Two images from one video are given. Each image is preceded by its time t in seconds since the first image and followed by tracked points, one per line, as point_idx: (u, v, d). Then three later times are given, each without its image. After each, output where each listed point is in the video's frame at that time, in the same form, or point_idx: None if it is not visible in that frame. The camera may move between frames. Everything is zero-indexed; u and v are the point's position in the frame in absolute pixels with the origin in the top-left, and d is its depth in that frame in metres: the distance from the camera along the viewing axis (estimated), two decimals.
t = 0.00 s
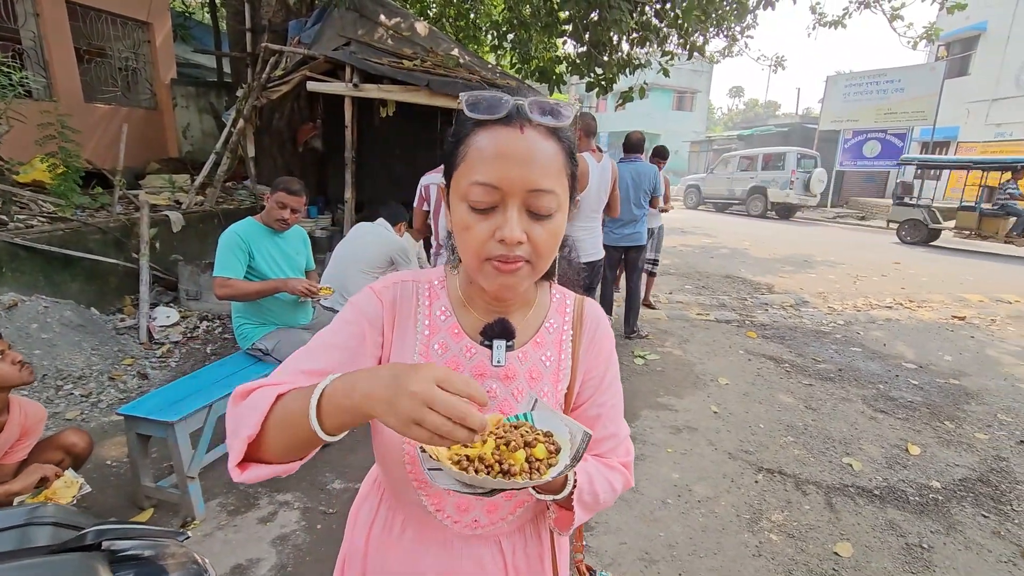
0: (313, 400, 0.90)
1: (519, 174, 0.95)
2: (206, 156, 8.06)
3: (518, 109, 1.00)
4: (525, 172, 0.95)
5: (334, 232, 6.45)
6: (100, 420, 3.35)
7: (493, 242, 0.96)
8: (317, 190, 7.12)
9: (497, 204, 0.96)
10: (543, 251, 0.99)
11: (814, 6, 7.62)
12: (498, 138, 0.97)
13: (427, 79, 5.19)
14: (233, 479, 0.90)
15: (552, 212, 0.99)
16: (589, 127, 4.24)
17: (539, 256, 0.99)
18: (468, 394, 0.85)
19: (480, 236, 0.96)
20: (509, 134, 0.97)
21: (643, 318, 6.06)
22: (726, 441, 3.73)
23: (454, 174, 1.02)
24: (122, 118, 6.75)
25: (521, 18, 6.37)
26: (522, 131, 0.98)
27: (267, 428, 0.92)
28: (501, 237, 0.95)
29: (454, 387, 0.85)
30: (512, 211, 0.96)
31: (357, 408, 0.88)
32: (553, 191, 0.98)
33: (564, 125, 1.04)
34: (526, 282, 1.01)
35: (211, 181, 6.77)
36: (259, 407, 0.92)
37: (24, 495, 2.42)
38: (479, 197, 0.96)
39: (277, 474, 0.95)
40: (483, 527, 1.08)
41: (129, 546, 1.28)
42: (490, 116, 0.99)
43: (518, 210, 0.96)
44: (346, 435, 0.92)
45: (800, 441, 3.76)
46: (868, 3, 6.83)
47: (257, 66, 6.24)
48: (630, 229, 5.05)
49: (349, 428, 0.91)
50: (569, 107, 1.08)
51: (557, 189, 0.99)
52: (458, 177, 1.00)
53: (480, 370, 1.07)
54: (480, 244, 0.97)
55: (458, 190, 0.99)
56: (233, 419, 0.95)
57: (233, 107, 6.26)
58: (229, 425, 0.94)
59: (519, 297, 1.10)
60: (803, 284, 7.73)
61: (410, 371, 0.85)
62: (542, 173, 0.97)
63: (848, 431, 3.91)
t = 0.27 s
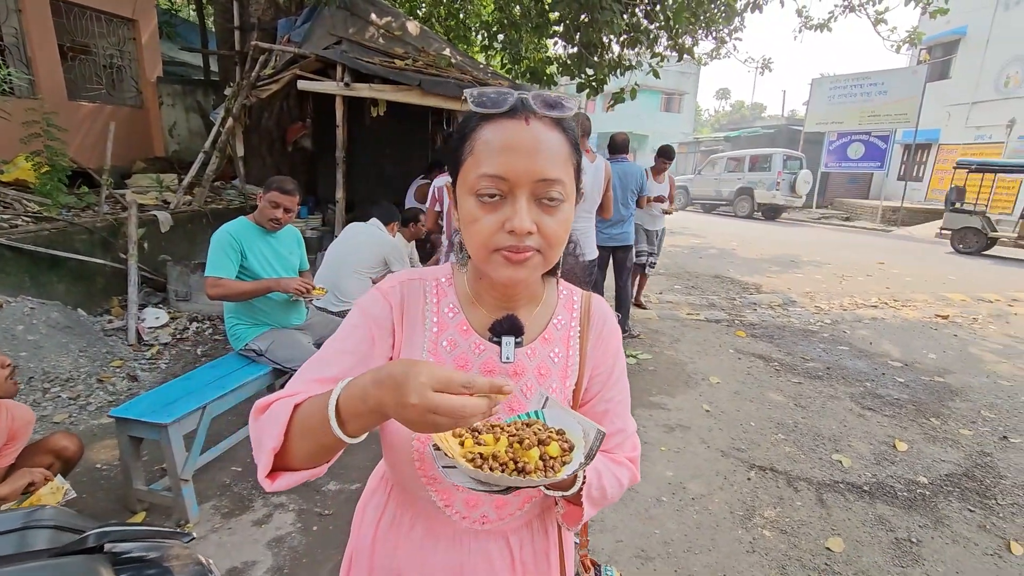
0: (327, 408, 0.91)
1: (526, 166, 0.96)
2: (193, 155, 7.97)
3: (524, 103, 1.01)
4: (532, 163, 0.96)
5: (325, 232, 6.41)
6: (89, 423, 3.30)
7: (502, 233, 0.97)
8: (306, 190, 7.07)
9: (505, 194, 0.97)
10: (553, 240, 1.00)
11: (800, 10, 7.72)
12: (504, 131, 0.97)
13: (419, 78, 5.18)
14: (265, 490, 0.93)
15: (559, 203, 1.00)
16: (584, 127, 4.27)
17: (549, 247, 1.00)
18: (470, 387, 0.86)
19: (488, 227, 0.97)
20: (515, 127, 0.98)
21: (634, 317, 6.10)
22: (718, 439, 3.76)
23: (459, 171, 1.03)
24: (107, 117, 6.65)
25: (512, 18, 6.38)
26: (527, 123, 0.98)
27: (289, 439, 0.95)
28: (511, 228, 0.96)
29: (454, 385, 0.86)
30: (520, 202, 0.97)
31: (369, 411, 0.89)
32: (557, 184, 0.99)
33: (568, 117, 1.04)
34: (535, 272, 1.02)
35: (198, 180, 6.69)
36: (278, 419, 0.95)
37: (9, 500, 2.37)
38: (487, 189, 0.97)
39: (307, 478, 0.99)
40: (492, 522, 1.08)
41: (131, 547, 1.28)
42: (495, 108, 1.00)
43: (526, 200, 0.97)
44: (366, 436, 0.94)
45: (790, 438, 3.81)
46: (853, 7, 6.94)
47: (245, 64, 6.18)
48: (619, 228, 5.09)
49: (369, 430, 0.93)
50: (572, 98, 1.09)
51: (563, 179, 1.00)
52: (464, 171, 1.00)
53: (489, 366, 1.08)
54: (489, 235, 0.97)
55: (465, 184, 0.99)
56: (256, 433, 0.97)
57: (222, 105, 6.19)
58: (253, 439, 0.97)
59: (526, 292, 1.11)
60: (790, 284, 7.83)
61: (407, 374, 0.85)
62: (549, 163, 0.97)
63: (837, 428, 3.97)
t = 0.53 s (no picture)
0: (330, 408, 0.92)
1: (529, 166, 0.96)
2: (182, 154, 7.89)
3: (524, 102, 1.02)
4: (535, 163, 0.97)
5: (316, 232, 6.38)
6: (79, 424, 3.26)
7: (506, 233, 0.97)
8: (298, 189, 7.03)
9: (508, 194, 0.98)
10: (556, 240, 1.01)
11: (789, 13, 7.80)
12: (505, 131, 0.98)
13: (412, 78, 5.17)
14: (274, 492, 0.93)
15: (561, 201, 1.01)
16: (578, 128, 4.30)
17: (552, 245, 1.01)
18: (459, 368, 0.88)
19: (491, 227, 0.98)
20: (517, 127, 0.98)
21: (626, 317, 6.13)
22: (711, 437, 3.80)
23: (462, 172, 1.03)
24: (94, 114, 6.57)
25: (504, 18, 6.38)
26: (528, 123, 0.99)
27: (297, 440, 0.95)
28: (515, 227, 0.97)
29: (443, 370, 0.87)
30: (524, 201, 0.98)
31: (372, 409, 0.89)
32: (560, 182, 1.00)
33: (567, 116, 1.05)
34: (539, 271, 1.03)
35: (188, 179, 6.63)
36: (284, 423, 0.95)
37: None
38: (490, 189, 0.97)
39: (317, 478, 1.00)
40: (493, 519, 1.09)
41: (130, 549, 1.26)
42: (497, 108, 1.00)
43: (530, 200, 0.98)
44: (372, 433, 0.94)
45: (781, 436, 3.85)
46: (842, 11, 7.03)
47: (236, 62, 6.13)
48: (609, 229, 5.12)
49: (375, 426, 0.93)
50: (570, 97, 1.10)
51: (565, 177, 1.00)
52: (466, 171, 1.01)
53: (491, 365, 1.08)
54: (493, 235, 0.98)
55: (467, 184, 1.00)
56: (263, 437, 0.97)
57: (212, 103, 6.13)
58: (260, 444, 0.97)
59: (527, 291, 1.12)
60: (780, 284, 7.91)
61: (397, 366, 0.86)
62: (551, 162, 0.98)
63: (827, 426, 4.02)
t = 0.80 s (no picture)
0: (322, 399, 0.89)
1: (503, 158, 0.94)
2: (169, 151, 7.80)
3: (496, 96, 1.00)
4: (509, 155, 0.94)
5: (306, 230, 6.32)
6: (62, 425, 3.20)
7: (482, 227, 0.95)
8: (287, 187, 6.97)
9: (483, 187, 0.95)
10: (533, 234, 0.98)
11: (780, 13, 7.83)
12: (479, 125, 0.96)
13: (403, 76, 5.13)
14: (264, 498, 0.92)
15: (538, 193, 0.98)
16: (570, 127, 4.29)
17: (530, 238, 0.98)
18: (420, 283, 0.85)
19: (467, 221, 0.95)
20: (490, 121, 0.96)
21: (617, 316, 6.14)
22: (702, 436, 3.80)
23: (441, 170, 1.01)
24: (79, 110, 6.47)
25: (496, 16, 6.35)
26: (502, 116, 0.97)
27: (285, 443, 0.93)
28: (490, 221, 0.94)
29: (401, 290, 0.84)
30: (499, 194, 0.95)
31: (353, 395, 0.87)
32: (536, 174, 0.97)
33: (541, 110, 1.03)
34: (518, 266, 1.00)
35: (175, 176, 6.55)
36: (273, 427, 0.93)
37: None
38: (464, 183, 0.95)
39: (308, 485, 0.96)
40: (478, 522, 1.07)
41: (114, 555, 1.22)
42: (471, 104, 0.99)
43: (505, 192, 0.95)
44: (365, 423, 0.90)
45: (771, 435, 3.87)
46: (832, 12, 7.07)
47: (225, 58, 6.06)
48: (595, 228, 5.11)
49: (364, 417, 0.89)
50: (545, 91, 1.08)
51: (541, 170, 0.98)
52: (441, 166, 0.99)
53: (471, 365, 1.06)
54: (469, 229, 0.95)
55: (442, 179, 0.97)
56: (248, 444, 0.95)
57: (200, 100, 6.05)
58: (247, 453, 0.95)
59: (506, 289, 1.11)
60: (770, 283, 7.95)
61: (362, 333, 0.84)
62: (527, 155, 0.96)
63: (815, 425, 4.04)
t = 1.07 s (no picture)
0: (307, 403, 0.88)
1: (487, 152, 0.92)
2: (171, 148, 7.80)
3: (482, 89, 0.97)
4: (493, 150, 0.92)
5: (307, 227, 6.31)
6: (61, 422, 3.20)
7: (465, 223, 0.92)
8: (288, 184, 6.96)
9: (467, 182, 0.93)
10: (518, 231, 0.96)
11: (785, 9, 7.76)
12: (463, 119, 0.93)
13: (405, 73, 5.11)
14: (250, 503, 0.90)
15: (522, 189, 0.96)
16: (571, 123, 4.25)
17: (514, 236, 0.96)
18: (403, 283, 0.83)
19: (451, 217, 0.92)
20: (474, 114, 0.94)
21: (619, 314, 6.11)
22: (703, 436, 3.78)
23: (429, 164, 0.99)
24: (81, 107, 6.46)
25: (498, 12, 6.31)
26: (486, 109, 0.94)
27: (271, 447, 0.91)
28: (473, 218, 0.91)
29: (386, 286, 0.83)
30: (482, 190, 0.92)
31: (340, 398, 0.85)
32: (521, 169, 0.95)
33: (527, 104, 1.01)
34: (502, 264, 0.97)
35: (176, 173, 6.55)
36: (257, 431, 0.91)
37: None
38: (447, 178, 0.93)
39: (294, 489, 0.94)
40: (465, 524, 1.05)
41: (100, 557, 1.22)
42: (455, 97, 0.96)
43: (489, 188, 0.93)
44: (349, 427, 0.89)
45: (773, 434, 3.84)
46: (838, 8, 7.00)
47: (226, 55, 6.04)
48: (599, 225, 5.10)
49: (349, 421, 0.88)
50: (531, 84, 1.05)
51: (526, 165, 0.95)
52: (425, 161, 0.96)
53: (457, 365, 1.04)
54: (452, 226, 0.93)
55: (425, 174, 0.95)
56: (234, 447, 0.94)
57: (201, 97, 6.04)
58: (233, 457, 0.94)
59: (494, 288, 1.08)
60: (773, 281, 7.90)
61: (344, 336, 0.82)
62: (512, 149, 0.94)
63: (818, 424, 4.01)
